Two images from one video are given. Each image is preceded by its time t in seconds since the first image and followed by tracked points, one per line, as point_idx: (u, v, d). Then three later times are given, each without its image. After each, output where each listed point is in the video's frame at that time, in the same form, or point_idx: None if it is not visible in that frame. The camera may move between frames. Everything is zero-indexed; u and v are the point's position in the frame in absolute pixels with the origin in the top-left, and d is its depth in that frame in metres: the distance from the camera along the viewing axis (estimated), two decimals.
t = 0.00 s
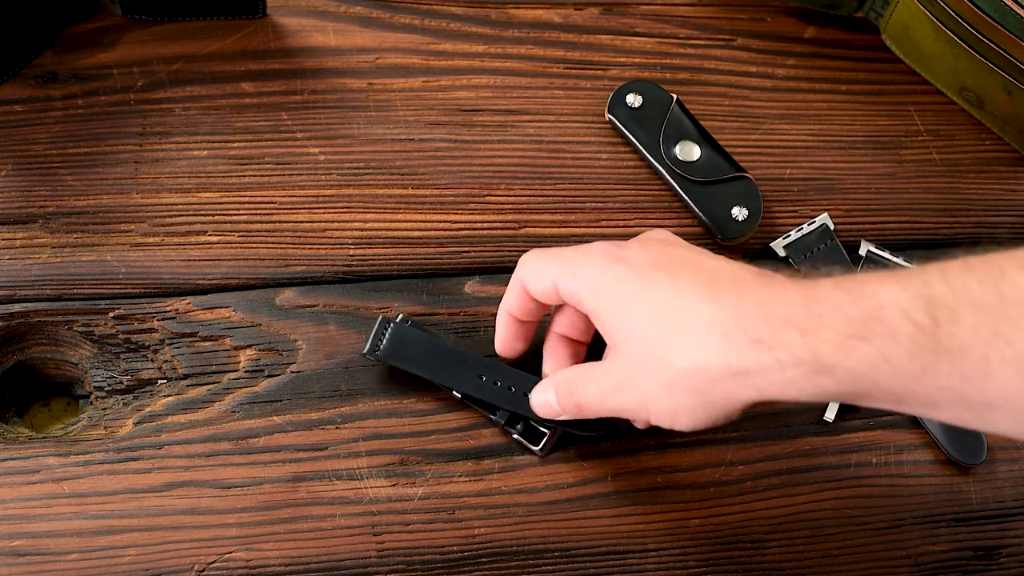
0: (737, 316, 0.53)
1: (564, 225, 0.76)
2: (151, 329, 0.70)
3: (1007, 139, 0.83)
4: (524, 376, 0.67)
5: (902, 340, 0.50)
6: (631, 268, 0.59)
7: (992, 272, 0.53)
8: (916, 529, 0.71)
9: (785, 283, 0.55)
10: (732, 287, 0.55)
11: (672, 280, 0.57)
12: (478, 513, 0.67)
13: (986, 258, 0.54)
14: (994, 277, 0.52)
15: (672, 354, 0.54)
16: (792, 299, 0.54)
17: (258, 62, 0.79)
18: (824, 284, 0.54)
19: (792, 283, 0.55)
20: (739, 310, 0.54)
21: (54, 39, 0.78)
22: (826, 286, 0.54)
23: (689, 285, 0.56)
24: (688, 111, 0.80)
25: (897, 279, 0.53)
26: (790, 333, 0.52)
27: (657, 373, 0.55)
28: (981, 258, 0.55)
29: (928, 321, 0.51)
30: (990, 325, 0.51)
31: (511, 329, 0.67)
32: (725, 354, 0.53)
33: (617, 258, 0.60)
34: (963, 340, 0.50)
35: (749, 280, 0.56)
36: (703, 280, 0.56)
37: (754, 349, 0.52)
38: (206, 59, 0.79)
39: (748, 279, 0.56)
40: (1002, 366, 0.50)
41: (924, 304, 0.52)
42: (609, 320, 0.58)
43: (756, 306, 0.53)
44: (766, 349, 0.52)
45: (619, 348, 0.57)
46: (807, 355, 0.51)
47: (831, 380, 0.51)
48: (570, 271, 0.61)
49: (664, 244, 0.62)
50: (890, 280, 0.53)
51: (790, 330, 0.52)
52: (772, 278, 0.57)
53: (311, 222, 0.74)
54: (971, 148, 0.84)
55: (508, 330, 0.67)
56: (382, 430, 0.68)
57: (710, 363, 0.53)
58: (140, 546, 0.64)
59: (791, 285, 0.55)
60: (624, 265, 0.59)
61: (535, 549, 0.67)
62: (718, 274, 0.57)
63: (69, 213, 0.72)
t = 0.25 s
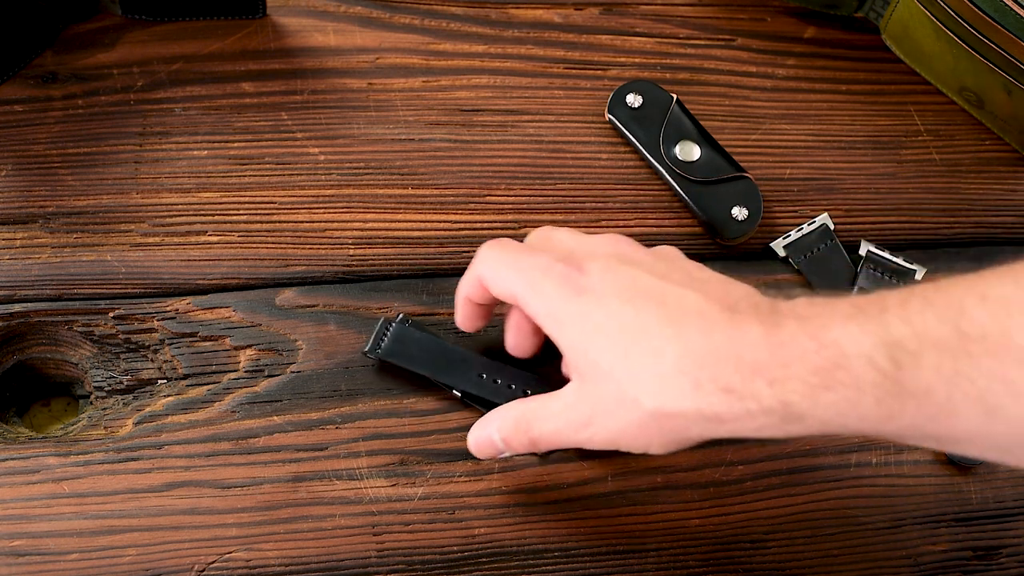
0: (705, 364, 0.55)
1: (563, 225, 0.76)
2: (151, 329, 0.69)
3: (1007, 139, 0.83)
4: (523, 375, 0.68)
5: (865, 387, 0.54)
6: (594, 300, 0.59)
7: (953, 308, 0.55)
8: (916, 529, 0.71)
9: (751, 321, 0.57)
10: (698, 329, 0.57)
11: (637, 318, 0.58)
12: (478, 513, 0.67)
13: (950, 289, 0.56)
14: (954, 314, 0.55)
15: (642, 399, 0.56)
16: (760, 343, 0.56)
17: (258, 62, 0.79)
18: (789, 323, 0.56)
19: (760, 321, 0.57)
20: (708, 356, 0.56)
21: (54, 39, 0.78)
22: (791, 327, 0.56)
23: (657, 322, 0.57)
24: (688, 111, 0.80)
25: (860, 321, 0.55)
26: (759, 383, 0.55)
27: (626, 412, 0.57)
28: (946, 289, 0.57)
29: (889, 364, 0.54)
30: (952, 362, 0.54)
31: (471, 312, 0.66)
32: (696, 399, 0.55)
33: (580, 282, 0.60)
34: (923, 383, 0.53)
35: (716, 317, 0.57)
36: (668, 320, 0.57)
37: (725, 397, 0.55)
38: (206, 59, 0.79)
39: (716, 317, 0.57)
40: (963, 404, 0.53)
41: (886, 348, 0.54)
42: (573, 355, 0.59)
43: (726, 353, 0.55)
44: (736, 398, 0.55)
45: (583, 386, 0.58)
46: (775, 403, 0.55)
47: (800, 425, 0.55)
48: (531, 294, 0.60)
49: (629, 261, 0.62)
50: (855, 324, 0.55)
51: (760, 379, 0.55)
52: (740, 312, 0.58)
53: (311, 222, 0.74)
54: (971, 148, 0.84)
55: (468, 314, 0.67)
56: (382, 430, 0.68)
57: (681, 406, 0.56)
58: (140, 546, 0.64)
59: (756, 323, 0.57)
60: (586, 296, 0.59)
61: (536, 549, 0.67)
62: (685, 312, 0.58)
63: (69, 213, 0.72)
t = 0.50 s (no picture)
0: (680, 368, 0.56)
1: (563, 225, 0.76)
2: (151, 329, 0.69)
3: (1007, 139, 0.83)
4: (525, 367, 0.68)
5: (838, 391, 0.54)
6: (570, 303, 0.59)
7: (923, 312, 0.55)
8: (916, 529, 0.71)
9: (725, 326, 0.57)
10: (673, 332, 0.57)
11: (614, 321, 0.58)
12: (478, 513, 0.67)
13: (920, 293, 0.56)
14: (924, 315, 0.55)
15: (619, 402, 0.56)
16: (733, 349, 0.55)
17: (258, 63, 0.79)
18: (763, 328, 0.56)
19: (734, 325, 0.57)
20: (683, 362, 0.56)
21: (54, 39, 0.78)
22: (765, 332, 0.56)
23: (633, 325, 0.57)
24: (688, 111, 0.80)
25: (831, 325, 0.55)
26: (733, 388, 0.55)
27: (602, 413, 0.58)
28: (918, 292, 0.56)
29: (861, 367, 0.54)
30: (922, 366, 0.53)
31: (455, 314, 0.66)
32: (670, 403, 0.56)
33: (557, 281, 0.60)
34: (894, 386, 0.53)
35: (690, 321, 0.57)
36: (644, 324, 0.57)
37: (701, 402, 0.55)
38: (206, 59, 0.79)
39: (690, 320, 0.57)
40: (935, 406, 0.53)
41: (858, 352, 0.54)
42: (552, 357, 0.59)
43: (699, 359, 0.56)
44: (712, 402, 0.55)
45: (564, 387, 0.59)
46: (749, 407, 0.55)
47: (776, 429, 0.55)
48: (509, 295, 0.60)
49: (608, 260, 0.62)
50: (828, 328, 0.55)
51: (733, 384, 0.55)
52: (715, 315, 0.58)
53: (311, 222, 0.74)
54: (971, 148, 0.84)
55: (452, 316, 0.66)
56: (382, 430, 0.68)
57: (656, 410, 0.56)
58: (140, 546, 0.64)
59: (730, 327, 0.57)
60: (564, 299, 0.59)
61: (536, 549, 0.67)
62: (660, 315, 0.57)
63: (70, 213, 0.72)
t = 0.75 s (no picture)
0: (710, 346, 0.55)
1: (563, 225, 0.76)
2: (151, 329, 0.69)
3: (1006, 139, 0.83)
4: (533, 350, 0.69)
5: (865, 370, 0.54)
6: (600, 280, 0.58)
7: (948, 294, 0.56)
8: (916, 529, 0.71)
9: (754, 305, 0.56)
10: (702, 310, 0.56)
11: (643, 298, 0.57)
12: (478, 513, 0.67)
13: (945, 276, 0.57)
14: (951, 298, 0.56)
15: (646, 379, 0.55)
16: (761, 327, 0.55)
17: (258, 62, 0.79)
18: (791, 308, 0.56)
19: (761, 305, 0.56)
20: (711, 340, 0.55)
21: (54, 39, 0.78)
22: (794, 312, 0.56)
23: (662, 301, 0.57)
24: (688, 111, 0.80)
25: (859, 306, 0.55)
26: (762, 366, 0.55)
27: (626, 390, 0.57)
28: (942, 275, 0.57)
29: (889, 348, 0.54)
30: (948, 347, 0.54)
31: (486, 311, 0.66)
32: (699, 380, 0.55)
33: (586, 257, 0.59)
34: (921, 366, 0.54)
35: (718, 300, 0.57)
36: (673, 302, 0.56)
37: (729, 380, 0.55)
38: (206, 59, 0.79)
39: (717, 300, 0.57)
40: (960, 387, 0.54)
41: (886, 332, 0.54)
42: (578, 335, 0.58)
43: (728, 337, 0.55)
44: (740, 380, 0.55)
45: (588, 363, 0.58)
46: (777, 385, 0.55)
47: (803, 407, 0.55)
48: (536, 273, 0.59)
49: (632, 239, 0.61)
50: (856, 309, 0.55)
51: (762, 362, 0.55)
52: (741, 295, 0.58)
53: (311, 222, 0.74)
54: (971, 148, 0.84)
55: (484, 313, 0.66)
56: (382, 430, 0.68)
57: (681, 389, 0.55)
58: (140, 546, 0.64)
59: (758, 306, 0.56)
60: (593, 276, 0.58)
61: (536, 549, 0.67)
62: (689, 294, 0.57)
63: (69, 213, 0.72)
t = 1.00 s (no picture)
0: (737, 369, 0.57)
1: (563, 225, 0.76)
2: (151, 329, 0.69)
3: (1007, 139, 0.83)
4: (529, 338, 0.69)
5: (887, 390, 0.56)
6: (622, 302, 0.58)
7: (966, 307, 0.56)
8: (916, 529, 0.71)
9: (777, 324, 0.58)
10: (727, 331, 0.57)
11: (668, 319, 0.57)
12: (478, 513, 0.67)
13: (961, 286, 0.58)
14: (969, 312, 0.56)
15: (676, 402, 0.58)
16: (785, 350, 0.57)
17: (259, 63, 0.79)
18: (813, 327, 0.58)
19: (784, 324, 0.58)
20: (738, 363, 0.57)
21: (54, 39, 0.78)
22: (817, 332, 0.57)
23: (686, 322, 0.57)
24: (688, 111, 0.80)
25: (880, 324, 0.57)
26: (788, 389, 0.57)
27: (656, 408, 0.59)
28: (958, 285, 0.58)
29: (908, 367, 0.56)
30: (966, 364, 0.55)
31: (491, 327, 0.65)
32: (729, 402, 0.57)
33: (603, 277, 0.58)
34: (941, 384, 0.55)
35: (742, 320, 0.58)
36: (698, 322, 0.57)
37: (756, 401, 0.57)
38: (206, 59, 0.79)
39: (741, 319, 0.58)
40: (978, 403, 0.55)
41: (906, 350, 0.56)
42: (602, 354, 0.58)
43: (754, 360, 0.57)
44: (767, 401, 0.57)
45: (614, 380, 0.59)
46: (803, 406, 0.57)
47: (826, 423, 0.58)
48: (554, 294, 0.58)
49: (648, 250, 0.61)
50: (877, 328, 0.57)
51: (788, 385, 0.57)
52: (764, 311, 0.59)
53: (311, 222, 0.74)
54: (971, 148, 0.84)
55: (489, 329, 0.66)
56: (382, 430, 0.68)
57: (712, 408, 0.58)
58: (140, 546, 0.64)
59: (782, 325, 0.58)
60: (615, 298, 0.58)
61: (535, 549, 0.67)
62: (712, 314, 0.58)
63: (69, 213, 0.72)
